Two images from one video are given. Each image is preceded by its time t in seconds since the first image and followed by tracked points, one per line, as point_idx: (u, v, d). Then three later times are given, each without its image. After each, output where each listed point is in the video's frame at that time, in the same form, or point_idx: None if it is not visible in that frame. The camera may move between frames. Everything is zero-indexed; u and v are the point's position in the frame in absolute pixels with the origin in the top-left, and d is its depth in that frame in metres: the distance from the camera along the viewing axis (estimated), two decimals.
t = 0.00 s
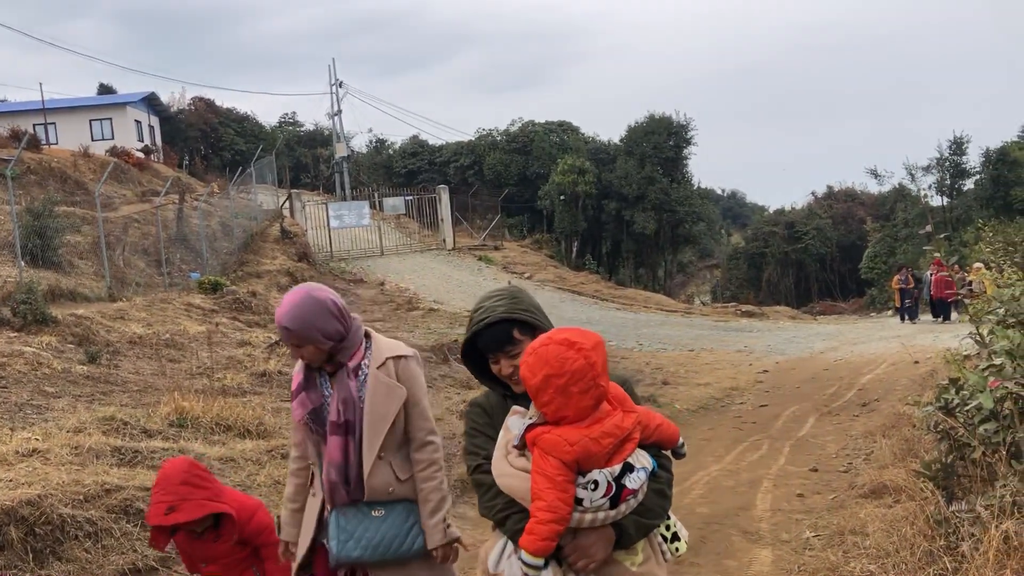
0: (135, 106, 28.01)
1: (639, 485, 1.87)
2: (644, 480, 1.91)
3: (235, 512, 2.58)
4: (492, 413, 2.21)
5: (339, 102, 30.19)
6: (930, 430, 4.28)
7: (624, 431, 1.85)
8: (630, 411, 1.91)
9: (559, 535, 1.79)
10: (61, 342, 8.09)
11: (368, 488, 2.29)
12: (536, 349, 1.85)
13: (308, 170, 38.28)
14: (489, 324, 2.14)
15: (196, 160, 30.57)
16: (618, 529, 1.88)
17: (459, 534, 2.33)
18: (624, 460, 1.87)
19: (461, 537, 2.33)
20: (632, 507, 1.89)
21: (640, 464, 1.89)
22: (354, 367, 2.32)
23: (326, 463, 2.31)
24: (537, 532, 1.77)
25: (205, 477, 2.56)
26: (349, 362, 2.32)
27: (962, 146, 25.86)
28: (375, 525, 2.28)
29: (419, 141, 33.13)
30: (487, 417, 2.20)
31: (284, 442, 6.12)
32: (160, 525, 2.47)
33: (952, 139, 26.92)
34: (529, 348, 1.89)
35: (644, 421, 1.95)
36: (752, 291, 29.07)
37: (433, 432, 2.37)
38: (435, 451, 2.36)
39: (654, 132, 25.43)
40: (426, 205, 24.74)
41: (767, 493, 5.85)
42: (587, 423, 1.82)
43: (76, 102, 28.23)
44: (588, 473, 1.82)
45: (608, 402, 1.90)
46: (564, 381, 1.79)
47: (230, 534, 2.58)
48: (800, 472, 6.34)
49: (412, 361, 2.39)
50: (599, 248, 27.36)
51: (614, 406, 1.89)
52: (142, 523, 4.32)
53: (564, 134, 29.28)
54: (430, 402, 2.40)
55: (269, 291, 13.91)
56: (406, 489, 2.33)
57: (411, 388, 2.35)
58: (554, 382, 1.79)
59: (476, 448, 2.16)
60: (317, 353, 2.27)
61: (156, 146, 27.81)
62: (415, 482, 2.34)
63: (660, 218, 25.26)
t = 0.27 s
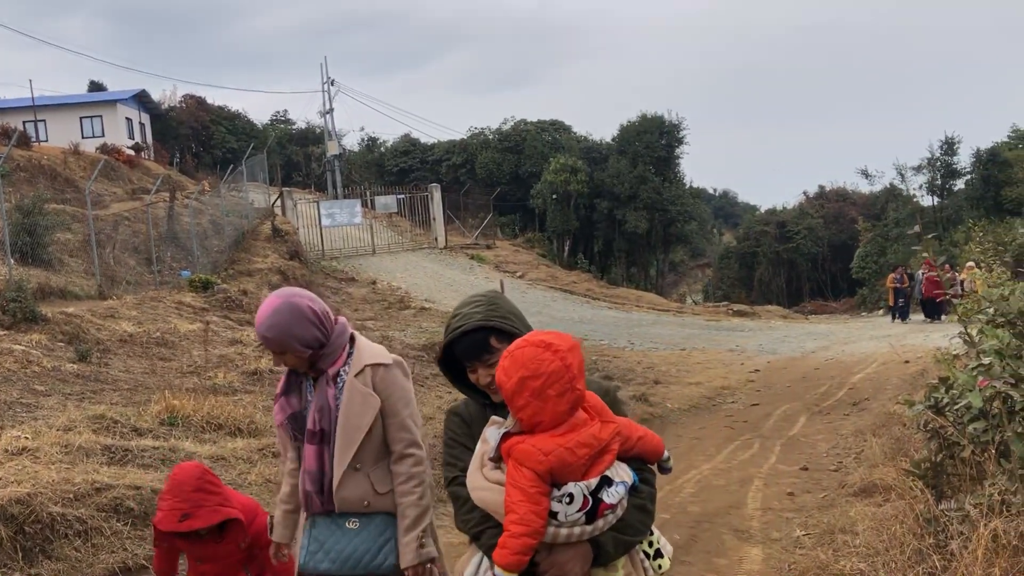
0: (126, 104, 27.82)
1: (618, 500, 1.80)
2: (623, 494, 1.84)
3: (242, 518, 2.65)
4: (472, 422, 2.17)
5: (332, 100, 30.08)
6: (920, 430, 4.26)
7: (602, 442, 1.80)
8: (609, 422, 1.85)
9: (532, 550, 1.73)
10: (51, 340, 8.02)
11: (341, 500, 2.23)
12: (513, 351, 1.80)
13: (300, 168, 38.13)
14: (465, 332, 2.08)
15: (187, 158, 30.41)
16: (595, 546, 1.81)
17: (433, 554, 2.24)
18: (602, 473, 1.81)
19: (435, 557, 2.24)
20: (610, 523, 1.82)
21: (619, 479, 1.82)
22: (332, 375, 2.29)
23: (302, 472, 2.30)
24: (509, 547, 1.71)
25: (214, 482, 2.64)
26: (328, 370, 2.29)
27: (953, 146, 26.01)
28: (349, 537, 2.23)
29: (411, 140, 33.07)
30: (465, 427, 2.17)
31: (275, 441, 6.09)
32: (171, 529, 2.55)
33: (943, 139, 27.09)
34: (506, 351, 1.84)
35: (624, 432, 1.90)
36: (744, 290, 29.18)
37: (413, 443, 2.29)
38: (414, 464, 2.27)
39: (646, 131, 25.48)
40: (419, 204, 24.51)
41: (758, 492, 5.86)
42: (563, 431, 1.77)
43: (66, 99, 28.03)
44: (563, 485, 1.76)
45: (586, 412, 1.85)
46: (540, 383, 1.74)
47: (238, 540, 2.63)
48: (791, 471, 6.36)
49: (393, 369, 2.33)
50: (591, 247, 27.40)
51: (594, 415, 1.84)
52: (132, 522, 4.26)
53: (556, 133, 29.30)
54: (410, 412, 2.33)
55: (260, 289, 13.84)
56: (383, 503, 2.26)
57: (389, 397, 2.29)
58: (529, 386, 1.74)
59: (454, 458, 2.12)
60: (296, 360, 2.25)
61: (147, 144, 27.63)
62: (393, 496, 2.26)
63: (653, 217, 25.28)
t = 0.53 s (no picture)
0: (109, 93, 27.41)
1: (587, 513, 1.70)
2: (595, 506, 1.74)
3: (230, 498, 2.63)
4: (443, 423, 2.15)
5: (317, 91, 29.84)
6: (901, 424, 4.30)
7: (572, 451, 1.70)
8: (584, 429, 1.76)
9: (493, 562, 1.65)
10: (32, 330, 7.90)
11: (312, 489, 2.24)
12: (482, 353, 1.72)
13: (285, 160, 37.85)
14: (441, 329, 2.07)
15: (170, 148, 30.05)
16: (561, 557, 1.72)
17: (394, 548, 2.17)
18: (573, 483, 1.71)
19: (395, 550, 2.17)
20: (579, 536, 1.72)
21: (590, 490, 1.73)
22: (307, 365, 2.28)
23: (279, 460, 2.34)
24: (468, 558, 1.64)
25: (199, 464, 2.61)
26: (303, 360, 2.29)
27: (937, 143, 26.28)
28: (319, 528, 2.23)
29: (396, 131, 32.90)
30: (436, 427, 2.15)
31: (258, 433, 6.04)
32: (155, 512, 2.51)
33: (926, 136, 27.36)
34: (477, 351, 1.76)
35: (601, 441, 1.80)
36: (728, 285, 29.40)
37: (385, 434, 2.25)
38: (384, 455, 2.23)
39: (631, 125, 25.54)
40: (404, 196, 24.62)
41: (740, 484, 5.91)
42: (531, 438, 1.68)
43: (48, 88, 27.59)
44: (529, 495, 1.67)
45: (560, 419, 1.75)
46: (507, 388, 1.66)
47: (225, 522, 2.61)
48: (772, 463, 6.41)
49: (366, 359, 2.30)
50: (577, 240, 27.44)
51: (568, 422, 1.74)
52: (114, 513, 4.27)
53: (542, 127, 29.27)
54: (383, 401, 2.29)
55: (244, 281, 13.71)
56: (355, 494, 2.24)
57: (360, 388, 2.26)
58: (497, 390, 1.67)
59: (420, 460, 2.11)
60: (271, 350, 2.26)
61: (131, 134, 27.27)
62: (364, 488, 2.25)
63: (638, 211, 25.33)
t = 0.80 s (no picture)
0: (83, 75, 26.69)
1: (549, 489, 1.56)
2: (558, 482, 1.60)
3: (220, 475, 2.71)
4: (406, 394, 1.98)
5: (294, 75, 29.40)
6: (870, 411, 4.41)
7: (536, 424, 1.57)
8: (552, 402, 1.62)
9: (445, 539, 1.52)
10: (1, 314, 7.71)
11: (277, 471, 2.22)
12: (443, 322, 1.57)
13: (262, 145, 37.34)
14: (401, 295, 1.88)
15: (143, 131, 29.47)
16: (521, 535, 1.58)
17: (356, 525, 2.14)
18: (535, 457, 1.57)
19: (358, 528, 2.14)
20: (540, 513, 1.59)
21: (554, 464, 1.59)
22: (268, 350, 2.27)
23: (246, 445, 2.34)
24: (417, 534, 1.50)
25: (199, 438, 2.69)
26: (264, 346, 2.27)
27: (911, 134, 26.65)
28: (286, 510, 2.22)
29: (375, 117, 32.57)
30: (399, 400, 1.97)
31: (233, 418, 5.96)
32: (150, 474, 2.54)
33: (900, 128, 27.74)
34: (437, 321, 1.61)
35: (569, 414, 1.66)
36: (704, 274, 29.66)
37: (347, 413, 2.21)
38: (346, 434, 2.19)
39: (610, 113, 25.53)
40: (381, 181, 24.46)
41: (713, 470, 5.97)
42: (495, 411, 1.54)
43: (18, 67, 26.86)
44: (486, 469, 1.53)
45: (525, 390, 1.61)
46: (470, 359, 1.51)
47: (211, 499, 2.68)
48: (746, 450, 6.49)
49: (324, 340, 2.27)
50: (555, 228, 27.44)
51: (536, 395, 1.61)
52: (85, 497, 4.20)
53: (521, 113, 29.15)
54: (343, 381, 2.25)
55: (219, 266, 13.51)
56: (320, 473, 2.23)
57: (318, 369, 2.23)
58: (459, 361, 1.52)
59: (382, 434, 1.95)
60: (232, 338, 2.25)
61: (104, 116, 26.69)
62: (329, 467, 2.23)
63: (616, 200, 25.37)
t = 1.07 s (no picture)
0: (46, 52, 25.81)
1: (507, 486, 1.52)
2: (519, 479, 1.56)
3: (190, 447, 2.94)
4: (363, 381, 1.89)
5: (263, 56, 28.78)
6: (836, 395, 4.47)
7: (497, 418, 1.52)
8: (515, 395, 1.59)
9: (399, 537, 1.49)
10: None
11: (245, 458, 2.24)
12: (405, 307, 1.52)
13: (230, 126, 36.55)
14: (352, 282, 1.82)
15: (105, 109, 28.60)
16: (480, 535, 1.55)
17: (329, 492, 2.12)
18: (494, 452, 1.53)
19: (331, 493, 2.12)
20: (499, 509, 1.55)
21: (514, 460, 1.54)
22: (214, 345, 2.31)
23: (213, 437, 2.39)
24: (369, 532, 1.47)
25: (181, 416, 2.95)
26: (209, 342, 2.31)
27: (879, 124, 27.10)
28: (264, 492, 2.22)
29: (345, 99, 32.06)
30: (355, 387, 1.88)
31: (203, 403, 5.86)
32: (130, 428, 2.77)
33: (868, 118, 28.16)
34: (400, 302, 1.56)
35: (532, 408, 1.63)
36: (674, 261, 29.91)
37: (303, 385, 2.20)
38: (306, 406, 2.18)
39: (582, 99, 25.46)
40: (352, 164, 24.15)
41: (681, 454, 6.04)
42: (453, 405, 1.50)
43: None
44: (442, 465, 1.49)
45: (488, 383, 1.57)
46: (430, 349, 1.47)
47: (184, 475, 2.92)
48: (713, 434, 6.57)
49: (262, 320, 2.28)
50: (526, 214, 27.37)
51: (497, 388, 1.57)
52: (49, 480, 4.08)
53: (493, 98, 28.94)
54: (293, 355, 2.24)
55: (186, 249, 13.22)
56: (289, 450, 2.24)
57: (265, 348, 2.23)
58: (420, 351, 1.47)
59: (337, 425, 1.85)
60: (178, 338, 2.32)
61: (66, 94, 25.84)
62: (296, 442, 2.24)
63: (587, 186, 25.40)
